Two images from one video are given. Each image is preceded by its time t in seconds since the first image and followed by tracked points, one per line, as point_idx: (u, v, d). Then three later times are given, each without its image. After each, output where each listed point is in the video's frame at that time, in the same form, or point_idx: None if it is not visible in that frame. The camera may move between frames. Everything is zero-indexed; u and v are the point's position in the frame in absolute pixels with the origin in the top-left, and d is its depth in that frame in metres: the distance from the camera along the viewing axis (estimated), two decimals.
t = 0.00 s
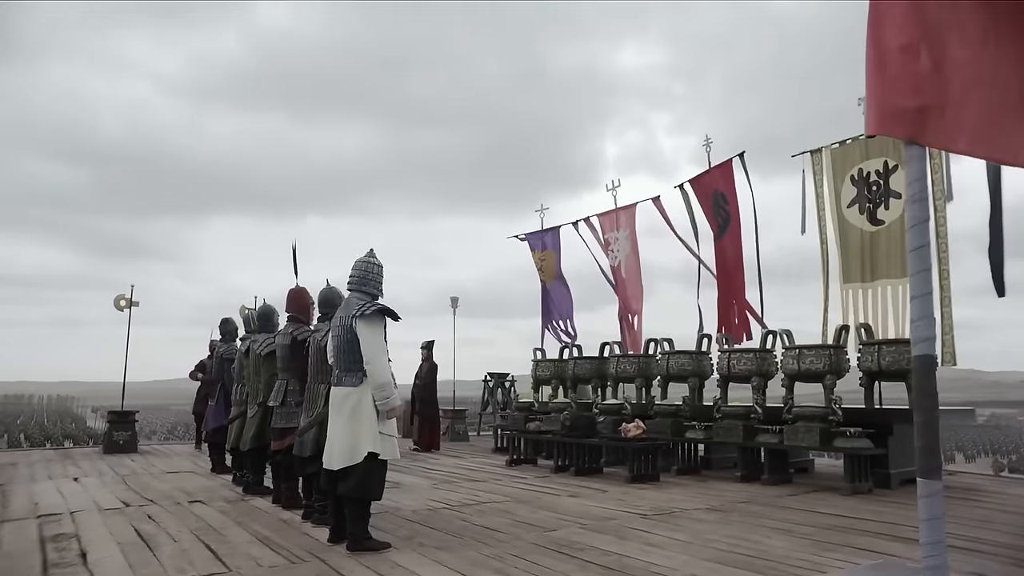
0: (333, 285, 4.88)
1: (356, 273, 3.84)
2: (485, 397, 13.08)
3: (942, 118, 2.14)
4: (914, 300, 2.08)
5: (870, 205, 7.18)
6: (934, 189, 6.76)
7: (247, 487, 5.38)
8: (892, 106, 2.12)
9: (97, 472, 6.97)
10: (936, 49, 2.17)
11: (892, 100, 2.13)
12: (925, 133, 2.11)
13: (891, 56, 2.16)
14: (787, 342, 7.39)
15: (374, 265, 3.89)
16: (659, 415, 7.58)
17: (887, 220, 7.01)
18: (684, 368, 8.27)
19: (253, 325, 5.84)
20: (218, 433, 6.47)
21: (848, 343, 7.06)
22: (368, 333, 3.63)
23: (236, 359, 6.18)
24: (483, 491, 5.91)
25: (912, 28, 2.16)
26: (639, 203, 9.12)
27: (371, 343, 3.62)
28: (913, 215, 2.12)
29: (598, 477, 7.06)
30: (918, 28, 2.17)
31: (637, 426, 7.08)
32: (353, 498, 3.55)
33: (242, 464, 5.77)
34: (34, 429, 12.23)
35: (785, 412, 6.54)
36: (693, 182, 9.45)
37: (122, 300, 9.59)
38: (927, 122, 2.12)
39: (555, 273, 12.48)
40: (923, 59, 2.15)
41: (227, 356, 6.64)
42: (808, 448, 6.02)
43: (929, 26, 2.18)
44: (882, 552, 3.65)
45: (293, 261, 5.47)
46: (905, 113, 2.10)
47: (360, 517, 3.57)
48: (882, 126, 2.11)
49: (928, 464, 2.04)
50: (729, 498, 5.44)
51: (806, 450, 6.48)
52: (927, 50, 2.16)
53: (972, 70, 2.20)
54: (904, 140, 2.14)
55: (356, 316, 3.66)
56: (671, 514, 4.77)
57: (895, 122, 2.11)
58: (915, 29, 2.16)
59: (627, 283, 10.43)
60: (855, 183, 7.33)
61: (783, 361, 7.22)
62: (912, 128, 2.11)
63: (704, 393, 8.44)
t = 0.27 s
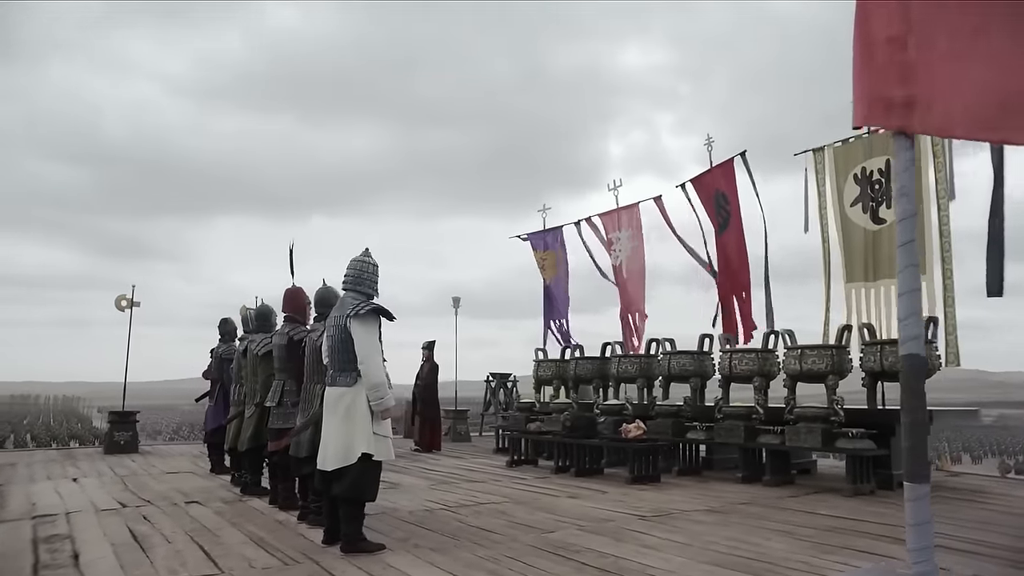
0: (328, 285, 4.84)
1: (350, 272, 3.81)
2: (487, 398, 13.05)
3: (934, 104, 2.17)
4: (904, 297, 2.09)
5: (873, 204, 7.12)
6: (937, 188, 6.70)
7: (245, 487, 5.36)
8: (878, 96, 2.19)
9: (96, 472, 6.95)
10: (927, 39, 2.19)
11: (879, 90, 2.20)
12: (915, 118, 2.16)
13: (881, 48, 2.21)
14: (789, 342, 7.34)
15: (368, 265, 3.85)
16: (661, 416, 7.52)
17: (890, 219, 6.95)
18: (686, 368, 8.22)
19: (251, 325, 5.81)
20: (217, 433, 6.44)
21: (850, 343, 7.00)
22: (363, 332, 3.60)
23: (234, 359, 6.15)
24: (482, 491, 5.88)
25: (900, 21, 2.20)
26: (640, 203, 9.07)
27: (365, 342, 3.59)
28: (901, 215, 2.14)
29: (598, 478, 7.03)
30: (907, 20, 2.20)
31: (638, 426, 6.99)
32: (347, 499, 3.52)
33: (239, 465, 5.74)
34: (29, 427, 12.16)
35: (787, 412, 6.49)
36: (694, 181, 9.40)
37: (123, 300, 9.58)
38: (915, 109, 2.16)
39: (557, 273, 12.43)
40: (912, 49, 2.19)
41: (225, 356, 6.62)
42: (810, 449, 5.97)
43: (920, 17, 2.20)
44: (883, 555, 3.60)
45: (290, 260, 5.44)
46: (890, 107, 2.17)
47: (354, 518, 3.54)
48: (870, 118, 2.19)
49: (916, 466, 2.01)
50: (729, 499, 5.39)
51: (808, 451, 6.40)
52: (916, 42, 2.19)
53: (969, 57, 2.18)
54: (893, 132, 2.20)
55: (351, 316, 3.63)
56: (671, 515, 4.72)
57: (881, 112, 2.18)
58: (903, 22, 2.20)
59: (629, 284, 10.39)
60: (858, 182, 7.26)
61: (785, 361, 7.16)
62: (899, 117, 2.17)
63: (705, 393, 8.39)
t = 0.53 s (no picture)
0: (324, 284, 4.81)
1: (344, 271, 3.77)
2: (490, 398, 13.02)
3: (924, 91, 1.80)
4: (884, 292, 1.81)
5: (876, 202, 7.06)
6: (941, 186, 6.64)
7: (242, 488, 5.34)
8: (862, 79, 1.81)
9: (96, 472, 6.95)
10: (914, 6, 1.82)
11: (862, 70, 1.82)
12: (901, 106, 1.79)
13: (865, 27, 1.83)
14: (792, 342, 7.27)
15: (362, 264, 3.82)
16: (662, 416, 7.48)
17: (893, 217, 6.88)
18: (688, 368, 8.16)
19: (248, 325, 5.79)
20: (216, 434, 6.42)
21: (853, 342, 6.93)
22: (357, 332, 3.57)
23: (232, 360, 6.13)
24: (480, 493, 5.84)
25: None
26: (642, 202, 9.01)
27: (358, 342, 3.55)
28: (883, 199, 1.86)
29: (599, 479, 6.98)
30: None
31: (638, 426, 6.97)
32: (340, 501, 3.48)
33: (237, 465, 5.71)
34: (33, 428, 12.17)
35: (789, 413, 6.43)
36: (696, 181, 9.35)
37: (125, 300, 9.57)
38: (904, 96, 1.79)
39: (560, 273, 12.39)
40: (895, 27, 1.82)
41: (224, 357, 6.59)
42: (812, 450, 5.91)
43: None
44: (885, 558, 3.54)
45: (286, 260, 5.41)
46: (876, 88, 1.80)
47: (347, 519, 3.50)
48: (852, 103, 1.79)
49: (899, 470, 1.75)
50: (730, 501, 5.33)
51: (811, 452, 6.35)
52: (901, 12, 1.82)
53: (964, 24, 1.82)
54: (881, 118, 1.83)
55: (344, 315, 3.59)
56: (669, 517, 4.67)
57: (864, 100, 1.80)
58: None
59: (632, 284, 10.34)
60: (861, 180, 7.21)
61: (788, 361, 7.10)
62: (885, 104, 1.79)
63: (708, 393, 8.33)
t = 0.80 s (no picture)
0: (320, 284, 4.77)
1: (338, 270, 3.74)
2: (493, 399, 12.98)
3: (904, 77, 1.64)
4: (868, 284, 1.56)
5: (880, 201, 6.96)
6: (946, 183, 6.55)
7: (239, 489, 5.31)
8: (844, 68, 1.61)
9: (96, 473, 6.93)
10: None
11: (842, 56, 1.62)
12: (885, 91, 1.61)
13: (842, 2, 1.64)
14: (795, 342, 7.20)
15: (356, 263, 3.78)
16: (664, 417, 7.42)
17: (897, 216, 6.79)
18: (690, 368, 8.10)
19: (245, 325, 5.76)
20: (216, 434, 6.39)
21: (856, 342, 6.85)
22: (349, 332, 3.53)
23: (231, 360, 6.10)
24: (479, 494, 5.80)
25: None
26: (644, 202, 8.94)
27: (351, 342, 3.51)
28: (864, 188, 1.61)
29: (600, 480, 6.92)
30: None
31: (639, 427, 6.94)
32: (332, 502, 3.44)
33: (234, 466, 5.69)
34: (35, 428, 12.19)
35: (791, 413, 6.37)
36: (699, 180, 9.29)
37: (127, 301, 9.55)
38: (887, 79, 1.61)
39: (562, 273, 12.35)
40: (872, 5, 1.63)
41: (222, 357, 6.57)
42: (815, 451, 5.83)
43: None
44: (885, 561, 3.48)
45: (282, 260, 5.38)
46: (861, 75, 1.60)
47: (340, 520, 3.46)
48: (832, 92, 1.59)
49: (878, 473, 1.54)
50: (731, 502, 5.27)
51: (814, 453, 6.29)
52: None
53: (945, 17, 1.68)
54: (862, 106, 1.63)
55: (337, 315, 3.55)
56: (669, 519, 4.62)
57: (848, 86, 1.60)
58: None
59: (634, 283, 10.29)
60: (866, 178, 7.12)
61: (790, 361, 7.03)
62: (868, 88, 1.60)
63: (710, 394, 8.27)
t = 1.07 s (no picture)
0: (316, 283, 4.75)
1: (332, 269, 3.71)
2: (497, 399, 12.95)
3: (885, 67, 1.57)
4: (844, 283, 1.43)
5: (884, 199, 6.88)
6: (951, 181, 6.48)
7: (237, 490, 5.30)
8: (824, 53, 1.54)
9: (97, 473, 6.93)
10: None
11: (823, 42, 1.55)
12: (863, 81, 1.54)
13: None
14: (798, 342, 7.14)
15: (351, 262, 3.76)
16: (666, 417, 7.37)
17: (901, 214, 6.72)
18: (692, 368, 8.05)
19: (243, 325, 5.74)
20: (215, 435, 6.38)
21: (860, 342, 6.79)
22: (344, 331, 3.50)
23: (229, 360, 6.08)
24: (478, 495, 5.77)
25: None
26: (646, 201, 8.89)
27: (345, 342, 3.49)
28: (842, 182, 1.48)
29: (600, 480, 6.88)
30: None
31: (640, 427, 6.90)
32: (326, 503, 3.42)
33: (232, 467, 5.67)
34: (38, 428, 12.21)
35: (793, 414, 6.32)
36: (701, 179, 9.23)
37: (128, 302, 9.55)
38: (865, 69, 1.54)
39: (565, 272, 12.31)
40: None
41: (221, 357, 6.55)
42: (817, 451, 5.78)
43: None
44: (885, 564, 3.43)
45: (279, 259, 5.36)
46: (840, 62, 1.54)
47: (334, 522, 3.43)
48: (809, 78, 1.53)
49: (855, 478, 1.45)
50: (732, 504, 5.22)
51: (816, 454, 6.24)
52: None
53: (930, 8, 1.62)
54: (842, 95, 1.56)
55: (331, 314, 3.53)
56: (668, 520, 4.58)
57: (826, 72, 1.53)
58: None
59: (637, 283, 10.25)
60: (869, 177, 7.04)
61: (793, 361, 6.97)
62: (846, 76, 1.53)
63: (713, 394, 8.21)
